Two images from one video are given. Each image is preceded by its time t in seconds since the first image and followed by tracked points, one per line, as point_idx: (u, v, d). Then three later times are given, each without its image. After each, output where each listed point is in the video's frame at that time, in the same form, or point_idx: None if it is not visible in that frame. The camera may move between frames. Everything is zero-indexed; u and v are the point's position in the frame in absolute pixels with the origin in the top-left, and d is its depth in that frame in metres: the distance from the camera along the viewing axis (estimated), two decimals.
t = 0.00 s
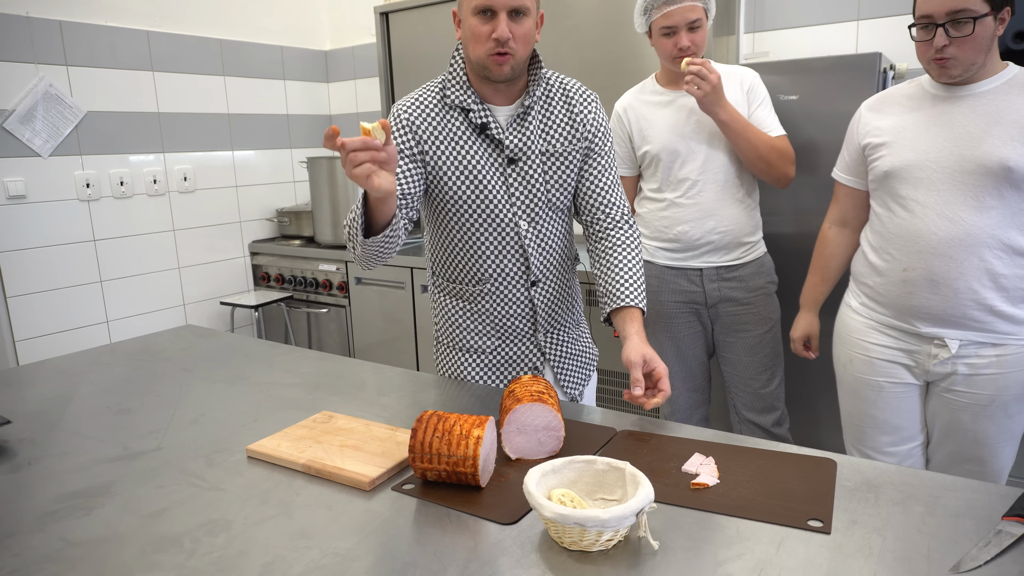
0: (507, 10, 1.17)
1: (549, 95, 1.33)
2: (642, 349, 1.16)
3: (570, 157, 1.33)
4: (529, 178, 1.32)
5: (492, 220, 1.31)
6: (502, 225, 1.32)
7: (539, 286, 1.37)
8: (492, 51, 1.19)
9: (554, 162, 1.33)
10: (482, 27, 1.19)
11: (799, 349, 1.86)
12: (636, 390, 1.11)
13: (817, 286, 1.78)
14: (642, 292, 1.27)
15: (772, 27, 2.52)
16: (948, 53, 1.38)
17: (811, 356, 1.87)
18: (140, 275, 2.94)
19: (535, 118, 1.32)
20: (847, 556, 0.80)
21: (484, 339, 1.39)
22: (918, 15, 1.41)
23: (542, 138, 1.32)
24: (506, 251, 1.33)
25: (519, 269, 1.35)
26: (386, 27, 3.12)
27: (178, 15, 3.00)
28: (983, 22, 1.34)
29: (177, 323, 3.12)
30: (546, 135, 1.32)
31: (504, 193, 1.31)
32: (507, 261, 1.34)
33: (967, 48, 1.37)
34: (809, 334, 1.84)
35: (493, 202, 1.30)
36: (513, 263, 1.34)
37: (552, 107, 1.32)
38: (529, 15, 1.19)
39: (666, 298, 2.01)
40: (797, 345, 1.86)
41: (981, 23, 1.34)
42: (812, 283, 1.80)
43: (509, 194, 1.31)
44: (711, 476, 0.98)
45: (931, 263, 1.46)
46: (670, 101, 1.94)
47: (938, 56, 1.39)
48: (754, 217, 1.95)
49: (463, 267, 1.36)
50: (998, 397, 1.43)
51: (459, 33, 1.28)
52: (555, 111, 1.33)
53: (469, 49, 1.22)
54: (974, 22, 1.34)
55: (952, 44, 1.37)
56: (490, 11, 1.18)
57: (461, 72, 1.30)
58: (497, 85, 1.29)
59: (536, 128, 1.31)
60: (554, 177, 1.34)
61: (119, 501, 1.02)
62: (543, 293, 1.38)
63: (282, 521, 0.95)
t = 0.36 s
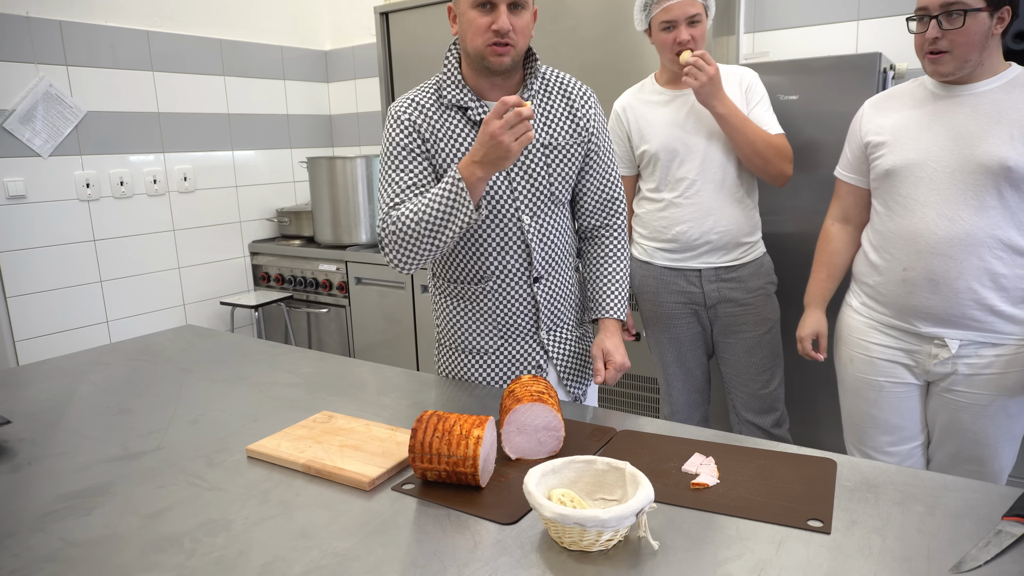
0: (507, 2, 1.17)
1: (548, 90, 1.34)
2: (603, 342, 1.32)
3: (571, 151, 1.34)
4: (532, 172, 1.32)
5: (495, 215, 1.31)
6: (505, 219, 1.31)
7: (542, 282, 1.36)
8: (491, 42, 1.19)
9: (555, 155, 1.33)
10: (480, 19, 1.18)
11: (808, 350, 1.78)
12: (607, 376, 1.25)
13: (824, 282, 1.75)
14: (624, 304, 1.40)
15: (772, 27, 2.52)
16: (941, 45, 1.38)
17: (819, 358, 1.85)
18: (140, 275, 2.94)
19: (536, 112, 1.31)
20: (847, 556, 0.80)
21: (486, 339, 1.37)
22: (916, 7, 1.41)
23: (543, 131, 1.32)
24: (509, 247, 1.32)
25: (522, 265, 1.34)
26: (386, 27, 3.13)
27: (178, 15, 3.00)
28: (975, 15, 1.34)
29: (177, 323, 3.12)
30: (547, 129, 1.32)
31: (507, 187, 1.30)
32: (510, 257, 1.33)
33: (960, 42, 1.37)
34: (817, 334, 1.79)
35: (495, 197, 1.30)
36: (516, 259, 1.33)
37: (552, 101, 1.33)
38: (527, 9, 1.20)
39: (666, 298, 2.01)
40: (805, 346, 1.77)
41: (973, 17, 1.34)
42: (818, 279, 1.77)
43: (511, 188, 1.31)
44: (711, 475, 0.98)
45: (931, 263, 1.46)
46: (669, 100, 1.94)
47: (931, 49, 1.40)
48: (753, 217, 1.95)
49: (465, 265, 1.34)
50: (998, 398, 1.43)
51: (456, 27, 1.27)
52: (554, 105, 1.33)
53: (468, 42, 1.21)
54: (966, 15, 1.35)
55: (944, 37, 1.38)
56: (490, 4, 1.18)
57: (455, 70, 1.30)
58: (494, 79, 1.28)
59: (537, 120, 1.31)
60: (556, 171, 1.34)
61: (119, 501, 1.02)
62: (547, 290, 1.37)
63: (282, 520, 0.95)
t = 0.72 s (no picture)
0: (513, 14, 1.16)
1: (543, 85, 1.36)
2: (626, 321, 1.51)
3: (570, 142, 1.37)
4: (536, 165, 1.33)
5: (504, 211, 1.30)
6: (514, 213, 1.31)
7: (550, 275, 1.36)
8: (498, 53, 1.20)
9: (558, 147, 1.34)
10: (485, 31, 1.17)
11: (803, 346, 1.87)
12: (635, 350, 1.47)
13: (822, 284, 1.79)
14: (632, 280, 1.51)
15: (772, 27, 2.52)
16: (939, 44, 1.38)
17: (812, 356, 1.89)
18: (140, 275, 2.94)
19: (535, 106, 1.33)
20: (847, 556, 0.80)
21: (496, 337, 1.36)
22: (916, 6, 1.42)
23: (544, 124, 1.33)
24: (520, 241, 1.32)
25: (532, 258, 1.34)
26: (386, 27, 3.13)
27: (177, 15, 2.99)
28: (974, 14, 1.35)
29: (177, 323, 3.12)
30: (548, 122, 1.34)
31: (515, 181, 1.30)
32: (520, 251, 1.32)
33: (958, 41, 1.37)
34: (813, 331, 1.85)
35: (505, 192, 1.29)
36: (526, 253, 1.33)
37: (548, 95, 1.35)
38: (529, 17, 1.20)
39: (664, 299, 2.01)
40: (799, 343, 1.87)
41: (971, 16, 1.34)
42: (817, 280, 1.81)
43: (520, 182, 1.30)
44: (711, 475, 0.98)
45: (930, 263, 1.46)
46: (668, 99, 1.94)
47: (930, 46, 1.40)
48: (751, 217, 1.94)
49: (474, 263, 1.33)
50: (998, 398, 1.43)
51: (451, 29, 1.26)
52: (551, 99, 1.35)
53: (472, 53, 1.21)
54: (964, 14, 1.35)
55: (943, 35, 1.38)
56: (496, 15, 1.16)
57: (448, 72, 1.30)
58: (494, 82, 1.29)
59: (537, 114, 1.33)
60: (559, 163, 1.35)
61: (119, 502, 1.02)
62: (556, 282, 1.37)
63: (282, 520, 0.95)
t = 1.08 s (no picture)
0: (522, 21, 1.17)
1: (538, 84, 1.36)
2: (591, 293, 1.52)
3: (567, 140, 1.37)
4: (536, 163, 1.33)
5: (505, 209, 1.30)
6: (515, 211, 1.31)
7: (550, 273, 1.37)
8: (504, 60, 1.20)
9: (555, 145, 1.35)
10: (493, 36, 1.17)
11: (806, 346, 1.87)
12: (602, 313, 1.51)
13: (823, 284, 1.79)
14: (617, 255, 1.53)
15: (771, 28, 2.52)
16: (945, 43, 1.38)
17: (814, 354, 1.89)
18: (140, 275, 2.94)
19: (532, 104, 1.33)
20: (847, 556, 0.80)
21: (496, 336, 1.36)
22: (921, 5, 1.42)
23: (541, 122, 1.33)
24: (520, 238, 1.32)
25: (532, 256, 1.34)
26: (387, 28, 3.13)
27: (177, 14, 2.99)
28: (980, 14, 1.35)
29: (177, 323, 3.12)
30: (545, 120, 1.34)
31: (515, 180, 1.30)
32: (520, 249, 1.32)
33: (964, 41, 1.37)
34: (815, 331, 1.85)
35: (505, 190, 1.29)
36: (526, 251, 1.33)
37: (545, 93, 1.36)
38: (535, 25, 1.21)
39: (664, 299, 2.01)
40: (801, 343, 1.87)
41: (978, 16, 1.35)
42: (818, 280, 1.81)
43: (519, 180, 1.30)
44: (711, 475, 0.98)
45: (932, 263, 1.46)
46: (666, 99, 1.94)
47: (936, 46, 1.40)
48: (751, 218, 1.94)
49: (474, 263, 1.32)
50: (999, 399, 1.43)
51: (455, 30, 1.25)
52: (547, 98, 1.36)
53: (478, 58, 1.21)
54: (971, 14, 1.35)
55: (950, 35, 1.38)
56: (505, 21, 1.16)
57: (446, 73, 1.29)
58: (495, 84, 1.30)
59: (535, 112, 1.33)
60: (558, 160, 1.36)
61: (119, 502, 1.02)
62: (555, 280, 1.38)
63: (282, 521, 0.95)
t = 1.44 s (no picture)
0: (530, 24, 1.17)
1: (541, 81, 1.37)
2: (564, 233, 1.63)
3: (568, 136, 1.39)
4: (540, 158, 1.33)
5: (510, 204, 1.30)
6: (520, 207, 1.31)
7: (553, 268, 1.37)
8: (512, 62, 1.21)
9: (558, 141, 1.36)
10: (501, 39, 1.17)
11: (801, 348, 1.87)
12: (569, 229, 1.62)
13: (822, 284, 1.79)
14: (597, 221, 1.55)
15: (771, 28, 2.52)
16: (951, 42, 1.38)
17: (812, 356, 1.89)
18: (140, 275, 2.94)
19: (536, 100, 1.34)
20: (847, 555, 0.80)
21: (499, 333, 1.36)
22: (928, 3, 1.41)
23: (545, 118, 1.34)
24: (526, 233, 1.32)
25: (536, 252, 1.34)
26: (387, 28, 3.13)
27: (177, 14, 2.99)
28: (988, 12, 1.34)
29: (177, 323, 3.12)
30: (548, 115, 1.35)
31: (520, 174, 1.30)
32: (525, 245, 1.33)
33: (970, 39, 1.37)
34: (812, 332, 1.85)
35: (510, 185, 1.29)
36: (530, 247, 1.33)
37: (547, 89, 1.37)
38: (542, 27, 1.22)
39: (663, 299, 2.01)
40: (797, 344, 1.87)
41: (985, 14, 1.34)
42: (816, 281, 1.81)
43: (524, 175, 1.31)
44: (711, 475, 0.98)
45: (935, 263, 1.46)
46: (664, 100, 1.94)
47: (943, 44, 1.39)
48: (751, 217, 1.94)
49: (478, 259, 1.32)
50: (1000, 399, 1.43)
51: (461, 31, 1.25)
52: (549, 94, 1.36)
53: (486, 61, 1.21)
54: (978, 12, 1.34)
55: (956, 33, 1.37)
56: (513, 24, 1.16)
57: (450, 73, 1.30)
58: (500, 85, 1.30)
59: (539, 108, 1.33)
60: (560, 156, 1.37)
61: (119, 502, 1.02)
62: (558, 275, 1.38)
63: (282, 521, 0.95)
